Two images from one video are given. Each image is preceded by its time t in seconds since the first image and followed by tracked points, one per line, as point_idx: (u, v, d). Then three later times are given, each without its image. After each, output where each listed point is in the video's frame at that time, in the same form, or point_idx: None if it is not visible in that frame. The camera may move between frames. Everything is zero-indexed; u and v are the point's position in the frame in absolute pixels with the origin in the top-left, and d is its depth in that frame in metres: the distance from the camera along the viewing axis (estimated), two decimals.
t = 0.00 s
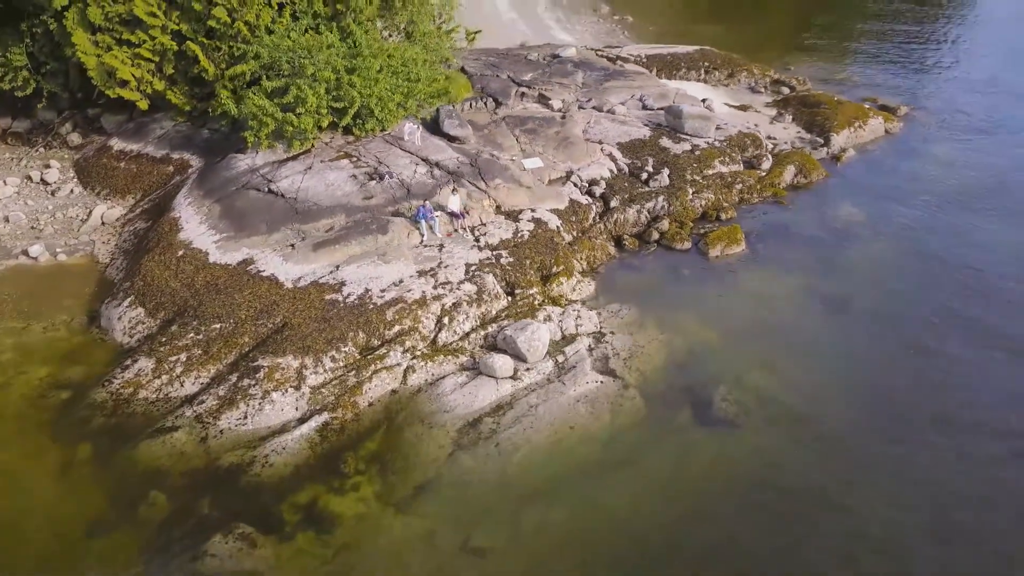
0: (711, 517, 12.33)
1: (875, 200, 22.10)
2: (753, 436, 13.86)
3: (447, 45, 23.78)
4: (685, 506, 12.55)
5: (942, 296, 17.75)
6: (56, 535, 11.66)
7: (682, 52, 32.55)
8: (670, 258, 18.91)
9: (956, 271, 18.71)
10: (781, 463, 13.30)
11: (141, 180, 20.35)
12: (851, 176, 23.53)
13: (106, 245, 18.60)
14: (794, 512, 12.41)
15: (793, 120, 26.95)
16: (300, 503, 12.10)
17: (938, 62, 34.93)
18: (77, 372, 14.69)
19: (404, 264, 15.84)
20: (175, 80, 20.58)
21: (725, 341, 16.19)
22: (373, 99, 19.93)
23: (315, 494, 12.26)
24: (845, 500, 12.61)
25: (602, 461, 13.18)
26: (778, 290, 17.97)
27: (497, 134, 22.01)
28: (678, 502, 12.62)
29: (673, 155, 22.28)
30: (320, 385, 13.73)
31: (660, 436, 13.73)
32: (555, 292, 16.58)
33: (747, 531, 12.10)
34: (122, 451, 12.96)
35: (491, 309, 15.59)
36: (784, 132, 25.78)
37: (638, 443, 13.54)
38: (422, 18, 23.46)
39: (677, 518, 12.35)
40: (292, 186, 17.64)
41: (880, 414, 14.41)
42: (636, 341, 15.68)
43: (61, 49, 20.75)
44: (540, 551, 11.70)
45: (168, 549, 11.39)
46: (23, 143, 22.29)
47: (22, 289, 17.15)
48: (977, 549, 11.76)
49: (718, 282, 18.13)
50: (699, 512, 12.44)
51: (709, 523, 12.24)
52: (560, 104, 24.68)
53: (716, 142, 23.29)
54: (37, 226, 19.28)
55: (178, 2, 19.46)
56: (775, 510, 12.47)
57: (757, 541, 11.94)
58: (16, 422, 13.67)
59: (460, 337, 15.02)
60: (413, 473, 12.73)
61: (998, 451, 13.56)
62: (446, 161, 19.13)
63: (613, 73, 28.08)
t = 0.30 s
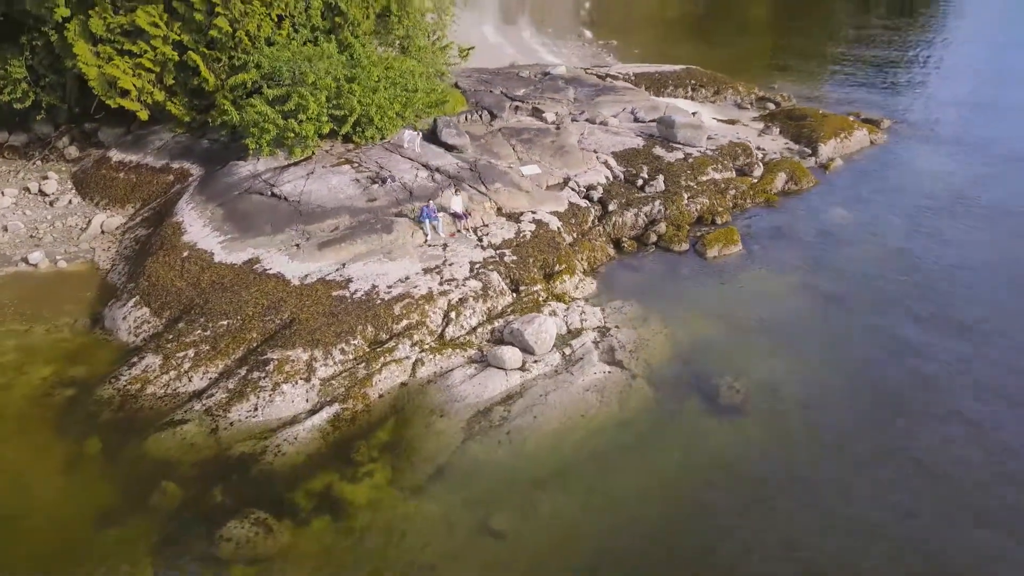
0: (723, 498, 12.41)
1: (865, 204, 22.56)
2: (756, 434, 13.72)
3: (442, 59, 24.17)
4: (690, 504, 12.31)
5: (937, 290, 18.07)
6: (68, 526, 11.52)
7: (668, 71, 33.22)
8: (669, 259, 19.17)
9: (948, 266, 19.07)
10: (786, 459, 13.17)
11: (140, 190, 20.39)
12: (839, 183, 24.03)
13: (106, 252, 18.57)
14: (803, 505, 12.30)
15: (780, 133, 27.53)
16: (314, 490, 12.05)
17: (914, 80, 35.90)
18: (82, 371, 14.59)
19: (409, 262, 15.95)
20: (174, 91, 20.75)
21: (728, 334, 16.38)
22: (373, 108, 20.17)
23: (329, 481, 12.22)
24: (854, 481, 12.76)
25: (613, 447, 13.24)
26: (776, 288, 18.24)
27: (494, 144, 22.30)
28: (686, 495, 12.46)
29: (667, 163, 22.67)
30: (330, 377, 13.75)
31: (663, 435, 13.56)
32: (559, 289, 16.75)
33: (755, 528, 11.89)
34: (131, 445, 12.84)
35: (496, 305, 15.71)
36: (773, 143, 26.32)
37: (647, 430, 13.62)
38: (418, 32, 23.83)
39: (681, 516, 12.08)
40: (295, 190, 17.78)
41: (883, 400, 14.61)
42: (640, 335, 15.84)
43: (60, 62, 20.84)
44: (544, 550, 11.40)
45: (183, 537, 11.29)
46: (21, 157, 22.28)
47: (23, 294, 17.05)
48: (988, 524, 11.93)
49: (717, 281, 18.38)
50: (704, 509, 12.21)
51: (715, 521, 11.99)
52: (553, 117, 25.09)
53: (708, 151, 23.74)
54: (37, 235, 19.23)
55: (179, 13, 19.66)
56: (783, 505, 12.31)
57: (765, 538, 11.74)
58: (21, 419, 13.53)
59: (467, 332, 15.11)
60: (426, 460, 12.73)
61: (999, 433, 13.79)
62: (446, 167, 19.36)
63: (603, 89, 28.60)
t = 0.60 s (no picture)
0: (733, 480, 12.56)
1: (855, 210, 23.04)
2: (762, 421, 13.90)
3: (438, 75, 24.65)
4: (696, 493, 12.30)
5: (931, 287, 18.44)
6: (82, 515, 11.45)
7: (657, 91, 33.91)
8: (668, 262, 19.47)
9: (940, 265, 19.48)
10: (788, 452, 13.14)
11: (142, 200, 20.49)
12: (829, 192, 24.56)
13: (109, 260, 18.61)
14: (812, 486, 12.49)
15: (769, 147, 28.13)
16: (329, 478, 12.08)
17: (895, 100, 36.79)
18: (89, 369, 14.57)
19: (415, 262, 16.14)
20: (176, 104, 20.99)
21: (730, 329, 16.62)
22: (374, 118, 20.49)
23: (343, 469, 12.25)
24: (862, 464, 12.95)
25: (623, 434, 13.37)
26: (775, 286, 18.53)
27: (492, 154, 22.64)
28: (695, 479, 12.58)
29: (661, 172, 23.10)
30: (341, 370, 13.83)
31: (662, 434, 13.44)
32: (562, 289, 16.97)
33: (757, 525, 11.69)
34: (142, 437, 12.82)
35: (502, 302, 15.90)
36: (763, 156, 26.88)
37: (655, 418, 13.76)
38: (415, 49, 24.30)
39: (681, 516, 11.84)
40: (299, 195, 17.97)
41: (885, 389, 14.88)
42: (644, 330, 16.06)
43: (63, 75, 21.06)
44: (545, 550, 11.12)
45: (200, 523, 11.28)
46: (20, 172, 22.35)
47: (27, 299, 17.02)
48: (993, 503, 12.16)
49: (716, 281, 18.68)
50: (705, 508, 11.98)
51: (715, 519, 11.77)
52: (548, 131, 25.54)
53: (701, 162, 24.22)
54: (38, 244, 19.24)
55: (183, 26, 20.03)
56: (786, 501, 12.15)
57: (768, 533, 11.56)
58: (30, 415, 13.47)
59: (474, 328, 15.25)
60: (439, 448, 12.80)
61: (998, 420, 14.09)
62: (447, 174, 19.65)
63: (595, 106, 29.16)
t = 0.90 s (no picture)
0: (739, 467, 12.80)
1: (844, 220, 23.57)
2: (765, 412, 14.16)
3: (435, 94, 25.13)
4: (703, 479, 12.52)
5: (922, 288, 18.88)
6: (95, 506, 11.45)
7: (645, 113, 34.62)
8: (665, 269, 19.83)
9: (929, 268, 19.97)
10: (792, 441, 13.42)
11: (142, 213, 20.62)
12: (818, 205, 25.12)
13: (112, 270, 18.68)
14: (816, 472, 12.76)
15: (757, 163, 28.76)
16: (343, 468, 12.17)
17: (876, 122, 37.73)
18: (97, 370, 14.59)
19: (420, 265, 16.38)
20: (177, 119, 21.28)
21: (729, 328, 16.92)
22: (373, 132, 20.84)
23: (357, 460, 12.36)
24: (864, 451, 13.23)
25: (630, 425, 13.56)
26: (771, 288, 18.89)
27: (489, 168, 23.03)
28: (702, 466, 12.80)
29: (655, 185, 23.57)
30: (351, 366, 13.99)
31: (662, 433, 13.44)
32: (564, 292, 17.25)
33: (762, 514, 11.81)
34: (153, 432, 12.84)
35: (507, 303, 16.13)
36: (751, 172, 27.48)
37: (661, 410, 13.99)
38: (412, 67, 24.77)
39: (686, 504, 11.96)
40: (302, 203, 18.21)
41: (882, 381, 15.19)
42: (646, 330, 16.33)
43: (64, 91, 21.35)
44: (559, 534, 11.30)
45: (216, 512, 11.32)
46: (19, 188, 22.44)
47: (30, 307, 17.04)
48: (993, 486, 12.48)
49: (713, 285, 19.02)
50: (705, 508, 11.92)
51: (721, 508, 11.91)
52: (542, 148, 26.01)
53: (692, 176, 24.74)
54: (39, 257, 19.29)
55: (186, 41, 20.40)
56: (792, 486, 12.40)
57: (773, 520, 11.69)
58: (38, 414, 13.45)
59: (480, 327, 15.45)
60: (450, 439, 12.93)
61: (993, 410, 14.45)
62: (447, 184, 19.98)
63: (587, 125, 29.74)
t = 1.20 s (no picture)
0: (744, 453, 13.07)
1: (830, 231, 24.15)
2: (766, 404, 14.47)
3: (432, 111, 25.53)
4: (709, 464, 12.79)
5: (910, 292, 19.38)
6: (107, 496, 11.48)
7: (632, 135, 35.32)
8: (660, 276, 20.22)
9: (916, 274, 20.50)
10: (793, 430, 13.73)
11: (142, 226, 20.77)
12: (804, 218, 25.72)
13: (113, 280, 18.78)
14: (818, 459, 13.04)
15: (744, 180, 29.41)
16: (354, 458, 12.30)
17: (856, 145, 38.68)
18: (103, 372, 14.67)
19: (423, 268, 16.65)
20: (177, 134, 21.61)
21: (726, 328, 17.27)
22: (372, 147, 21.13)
23: (368, 451, 12.50)
24: (862, 440, 13.56)
25: (635, 416, 13.81)
26: (764, 293, 19.32)
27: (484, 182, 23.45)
28: (707, 452, 13.06)
29: (646, 199, 24.07)
30: (359, 364, 14.16)
31: (667, 423, 13.70)
32: (564, 295, 17.55)
33: (768, 495, 12.09)
34: (163, 427, 12.92)
35: (509, 305, 16.41)
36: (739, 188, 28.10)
37: (665, 402, 14.25)
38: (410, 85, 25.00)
39: (695, 487, 12.21)
40: (304, 211, 18.49)
41: (877, 376, 15.58)
42: (645, 331, 16.66)
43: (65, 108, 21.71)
44: (570, 515, 11.49)
45: (230, 499, 11.39)
46: (17, 204, 22.58)
47: (33, 315, 17.09)
48: (988, 471, 12.82)
49: (708, 290, 19.42)
50: (712, 491, 12.16)
51: (727, 490, 12.17)
52: (535, 164, 26.50)
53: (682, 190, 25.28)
54: (39, 269, 19.36)
55: (188, 58, 20.81)
56: (795, 471, 12.68)
57: (779, 501, 11.96)
58: (46, 412, 13.49)
59: (484, 327, 15.70)
60: (460, 430, 13.11)
61: (984, 403, 14.86)
62: (445, 195, 20.35)
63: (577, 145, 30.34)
